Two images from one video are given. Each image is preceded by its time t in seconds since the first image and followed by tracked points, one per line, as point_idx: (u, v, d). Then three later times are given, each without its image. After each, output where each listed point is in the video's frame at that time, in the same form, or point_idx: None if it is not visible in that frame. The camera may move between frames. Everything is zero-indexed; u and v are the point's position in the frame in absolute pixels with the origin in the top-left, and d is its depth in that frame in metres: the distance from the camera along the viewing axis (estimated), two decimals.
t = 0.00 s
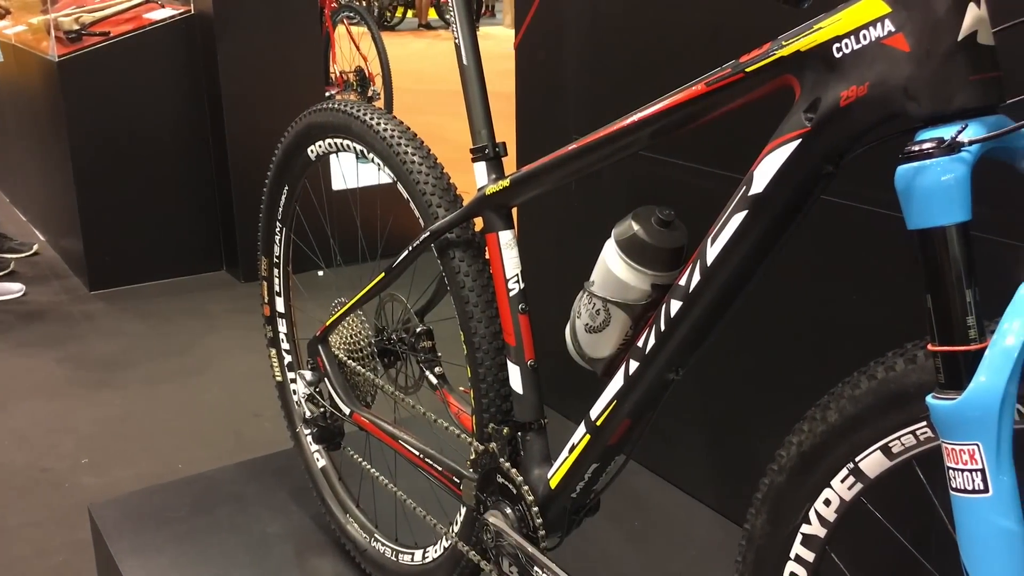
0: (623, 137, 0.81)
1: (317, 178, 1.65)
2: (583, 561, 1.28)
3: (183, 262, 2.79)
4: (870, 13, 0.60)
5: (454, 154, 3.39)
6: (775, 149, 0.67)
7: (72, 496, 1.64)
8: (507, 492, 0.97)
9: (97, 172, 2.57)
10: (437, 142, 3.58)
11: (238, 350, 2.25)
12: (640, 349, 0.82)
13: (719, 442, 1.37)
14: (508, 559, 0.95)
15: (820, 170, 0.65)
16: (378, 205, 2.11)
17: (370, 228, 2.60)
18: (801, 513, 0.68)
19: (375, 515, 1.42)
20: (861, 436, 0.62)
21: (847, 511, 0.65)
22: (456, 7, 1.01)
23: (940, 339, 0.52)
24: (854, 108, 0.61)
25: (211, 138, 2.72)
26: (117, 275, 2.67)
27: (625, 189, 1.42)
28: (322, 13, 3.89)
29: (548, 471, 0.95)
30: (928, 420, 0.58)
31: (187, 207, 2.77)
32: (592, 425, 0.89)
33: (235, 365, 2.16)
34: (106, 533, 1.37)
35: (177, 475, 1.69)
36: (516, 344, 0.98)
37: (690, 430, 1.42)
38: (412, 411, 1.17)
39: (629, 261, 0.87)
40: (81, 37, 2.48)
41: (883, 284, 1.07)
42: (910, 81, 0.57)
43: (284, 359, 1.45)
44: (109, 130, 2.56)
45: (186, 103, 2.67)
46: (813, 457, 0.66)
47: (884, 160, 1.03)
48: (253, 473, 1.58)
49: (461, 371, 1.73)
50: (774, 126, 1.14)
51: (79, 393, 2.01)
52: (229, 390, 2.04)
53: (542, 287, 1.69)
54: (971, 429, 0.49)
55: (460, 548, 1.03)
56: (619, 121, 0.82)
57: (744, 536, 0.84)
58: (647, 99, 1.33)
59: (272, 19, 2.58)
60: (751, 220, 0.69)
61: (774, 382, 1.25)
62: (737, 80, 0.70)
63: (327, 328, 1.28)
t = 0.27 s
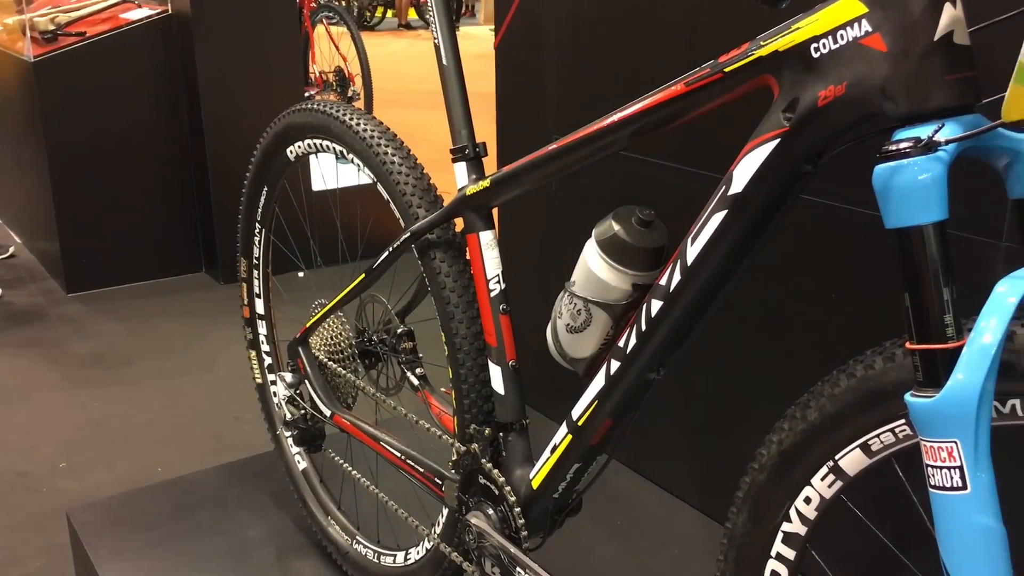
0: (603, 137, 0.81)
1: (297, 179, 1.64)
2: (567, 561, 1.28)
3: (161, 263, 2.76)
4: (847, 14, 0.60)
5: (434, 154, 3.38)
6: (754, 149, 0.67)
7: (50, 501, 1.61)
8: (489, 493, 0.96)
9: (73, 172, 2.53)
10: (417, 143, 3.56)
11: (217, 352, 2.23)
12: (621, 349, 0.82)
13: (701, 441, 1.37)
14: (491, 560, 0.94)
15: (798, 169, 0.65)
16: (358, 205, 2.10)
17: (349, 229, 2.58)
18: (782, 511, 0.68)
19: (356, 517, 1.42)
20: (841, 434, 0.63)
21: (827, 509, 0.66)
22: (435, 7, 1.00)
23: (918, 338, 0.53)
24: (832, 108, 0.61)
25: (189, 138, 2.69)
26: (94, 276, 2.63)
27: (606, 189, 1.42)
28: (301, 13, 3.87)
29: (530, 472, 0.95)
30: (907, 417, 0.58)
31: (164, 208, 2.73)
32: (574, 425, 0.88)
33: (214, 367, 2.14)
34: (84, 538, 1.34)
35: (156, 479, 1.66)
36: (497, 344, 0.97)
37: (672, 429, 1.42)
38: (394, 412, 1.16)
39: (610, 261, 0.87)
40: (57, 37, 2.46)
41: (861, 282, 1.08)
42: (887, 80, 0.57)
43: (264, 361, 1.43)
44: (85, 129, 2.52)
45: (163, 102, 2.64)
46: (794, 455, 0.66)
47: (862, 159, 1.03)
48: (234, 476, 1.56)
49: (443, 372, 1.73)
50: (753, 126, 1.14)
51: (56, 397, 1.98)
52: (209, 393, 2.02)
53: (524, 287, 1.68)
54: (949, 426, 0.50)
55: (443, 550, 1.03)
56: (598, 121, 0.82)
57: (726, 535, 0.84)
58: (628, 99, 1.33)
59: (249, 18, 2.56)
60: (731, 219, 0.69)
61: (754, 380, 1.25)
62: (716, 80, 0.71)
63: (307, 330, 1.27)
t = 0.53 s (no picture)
0: (584, 137, 0.81)
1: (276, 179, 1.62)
2: (551, 561, 1.28)
3: (139, 264, 2.72)
4: (825, 14, 0.60)
5: (415, 154, 3.36)
6: (734, 149, 0.67)
7: (27, 505, 1.58)
8: (471, 494, 0.96)
9: (49, 173, 2.49)
10: (398, 143, 3.55)
11: (197, 354, 2.20)
12: (603, 348, 0.82)
13: (683, 439, 1.38)
14: (474, 561, 0.94)
15: (778, 168, 0.65)
16: (338, 206, 2.08)
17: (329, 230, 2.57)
18: (763, 509, 0.68)
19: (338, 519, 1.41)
20: (821, 431, 0.63)
21: (808, 506, 0.66)
22: (415, 7, 0.99)
23: (898, 336, 0.53)
24: (810, 108, 0.61)
25: (167, 138, 2.66)
26: (71, 278, 2.59)
27: (587, 189, 1.42)
28: (279, 13, 3.83)
29: (512, 472, 0.95)
30: (886, 414, 0.59)
31: (142, 209, 2.69)
32: (556, 425, 0.88)
33: (194, 369, 2.12)
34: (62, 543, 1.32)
35: (136, 483, 1.64)
36: (479, 345, 0.97)
37: (654, 427, 1.43)
38: (375, 413, 1.15)
39: (591, 260, 0.87)
40: (33, 38, 2.39)
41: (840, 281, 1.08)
42: (865, 80, 0.58)
43: (244, 363, 1.42)
44: (61, 129, 2.48)
45: (141, 102, 2.60)
46: (775, 454, 0.66)
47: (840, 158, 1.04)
48: (215, 479, 1.55)
49: (425, 373, 1.72)
50: (733, 126, 1.14)
51: (32, 400, 1.94)
52: (189, 395, 1.99)
53: (506, 288, 1.68)
54: (928, 423, 0.50)
55: (425, 551, 1.02)
56: (579, 121, 0.82)
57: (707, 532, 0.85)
58: (609, 99, 1.33)
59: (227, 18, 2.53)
60: (711, 218, 0.70)
61: (735, 379, 1.26)
62: (695, 80, 0.71)
63: (288, 331, 1.26)
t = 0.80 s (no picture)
0: (569, 137, 0.81)
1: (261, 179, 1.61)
2: (539, 561, 1.28)
3: (122, 266, 2.70)
4: (809, 14, 0.60)
5: (400, 154, 3.36)
6: (719, 149, 0.67)
7: (10, 509, 1.56)
8: (458, 494, 0.96)
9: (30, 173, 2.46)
10: (382, 143, 3.54)
11: (181, 356, 2.18)
12: (589, 348, 0.82)
13: (669, 438, 1.38)
14: (460, 561, 0.94)
15: (762, 168, 0.66)
16: (323, 206, 2.07)
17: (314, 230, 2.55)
18: (749, 507, 0.69)
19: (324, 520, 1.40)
20: (806, 430, 0.63)
21: (793, 504, 0.66)
22: (399, 7, 0.99)
23: (881, 334, 0.53)
24: (795, 108, 0.62)
25: (150, 138, 2.63)
26: (53, 279, 2.57)
27: (573, 189, 1.42)
28: (263, 13, 3.81)
29: (499, 472, 0.94)
30: (871, 413, 0.59)
31: (126, 209, 2.67)
32: (542, 425, 0.88)
33: (178, 371, 2.10)
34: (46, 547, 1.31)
35: (120, 486, 1.62)
36: (465, 345, 0.97)
37: (641, 427, 1.43)
38: (361, 414, 1.15)
39: (577, 261, 0.87)
40: (14, 39, 2.38)
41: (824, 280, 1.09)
42: (848, 80, 0.58)
43: (229, 365, 1.41)
44: (42, 128, 2.45)
45: (123, 101, 2.57)
46: (761, 452, 0.67)
47: (825, 159, 1.04)
48: (200, 481, 1.53)
49: (411, 373, 1.72)
50: (718, 126, 1.15)
51: (14, 403, 1.92)
52: (173, 397, 1.97)
53: (492, 288, 1.68)
54: (912, 421, 0.50)
55: (411, 552, 1.02)
56: (564, 121, 0.82)
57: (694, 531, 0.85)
58: (594, 99, 1.33)
59: (210, 17, 2.51)
60: (697, 218, 0.70)
61: (721, 378, 1.27)
62: (680, 81, 0.71)
63: (273, 333, 1.25)
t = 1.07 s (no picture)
0: (558, 137, 0.81)
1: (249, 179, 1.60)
2: (528, 560, 1.28)
3: (109, 267, 2.67)
4: (796, 14, 0.60)
5: (388, 154, 3.35)
6: (708, 149, 0.67)
7: None
8: (448, 495, 0.95)
9: (16, 173, 2.43)
10: (371, 143, 3.53)
11: (169, 357, 2.17)
12: (578, 348, 0.82)
13: (658, 438, 1.39)
14: (450, 562, 0.94)
15: (751, 168, 0.66)
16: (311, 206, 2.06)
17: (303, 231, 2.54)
18: (738, 506, 0.69)
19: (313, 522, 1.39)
20: (795, 429, 0.63)
21: (782, 503, 0.66)
22: (388, 7, 0.99)
23: (870, 333, 0.54)
24: (783, 108, 0.62)
25: (137, 138, 2.62)
26: (39, 280, 2.54)
27: (562, 189, 1.42)
28: (250, 12, 3.79)
29: (489, 472, 0.94)
30: (859, 411, 0.59)
31: (113, 210, 2.64)
32: (532, 425, 0.88)
33: (167, 372, 2.08)
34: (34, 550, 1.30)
35: (108, 488, 1.61)
36: (454, 345, 0.96)
37: (630, 426, 1.43)
38: (351, 415, 1.14)
39: (566, 260, 0.87)
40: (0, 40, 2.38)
41: (812, 279, 1.10)
42: (836, 80, 0.58)
43: (217, 366, 1.40)
44: (28, 128, 2.43)
45: (110, 101, 2.55)
46: (750, 451, 0.67)
47: (813, 158, 1.05)
48: (189, 482, 1.52)
49: (401, 374, 1.71)
50: (706, 126, 1.15)
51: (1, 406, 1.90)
52: (162, 399, 1.96)
53: (481, 288, 1.68)
54: (900, 420, 0.51)
55: (401, 553, 1.01)
56: (552, 121, 0.82)
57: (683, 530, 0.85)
58: (584, 99, 1.33)
59: (197, 17, 2.49)
60: (686, 218, 0.70)
61: (710, 378, 1.27)
62: (668, 81, 0.71)
63: (261, 334, 1.24)
